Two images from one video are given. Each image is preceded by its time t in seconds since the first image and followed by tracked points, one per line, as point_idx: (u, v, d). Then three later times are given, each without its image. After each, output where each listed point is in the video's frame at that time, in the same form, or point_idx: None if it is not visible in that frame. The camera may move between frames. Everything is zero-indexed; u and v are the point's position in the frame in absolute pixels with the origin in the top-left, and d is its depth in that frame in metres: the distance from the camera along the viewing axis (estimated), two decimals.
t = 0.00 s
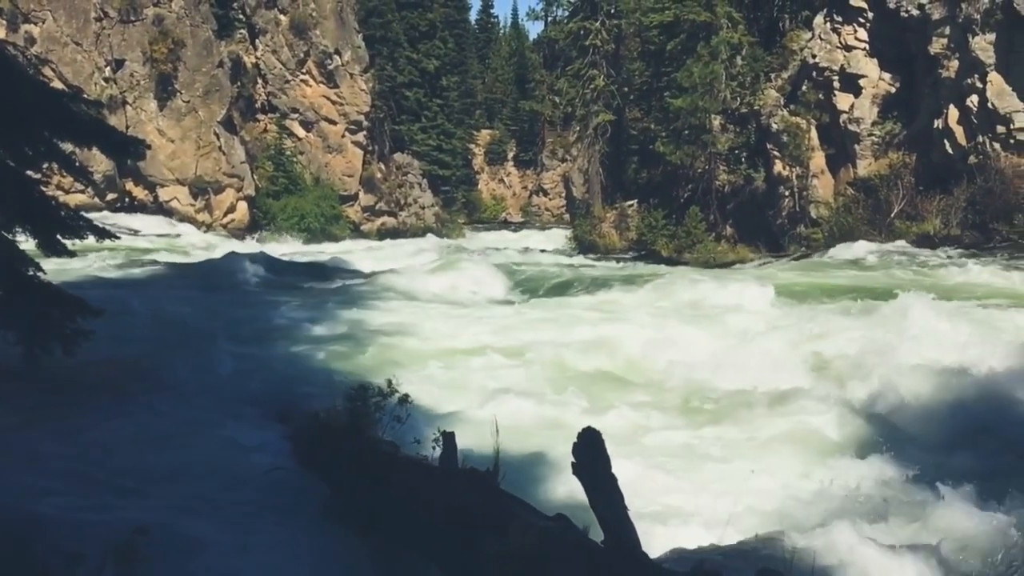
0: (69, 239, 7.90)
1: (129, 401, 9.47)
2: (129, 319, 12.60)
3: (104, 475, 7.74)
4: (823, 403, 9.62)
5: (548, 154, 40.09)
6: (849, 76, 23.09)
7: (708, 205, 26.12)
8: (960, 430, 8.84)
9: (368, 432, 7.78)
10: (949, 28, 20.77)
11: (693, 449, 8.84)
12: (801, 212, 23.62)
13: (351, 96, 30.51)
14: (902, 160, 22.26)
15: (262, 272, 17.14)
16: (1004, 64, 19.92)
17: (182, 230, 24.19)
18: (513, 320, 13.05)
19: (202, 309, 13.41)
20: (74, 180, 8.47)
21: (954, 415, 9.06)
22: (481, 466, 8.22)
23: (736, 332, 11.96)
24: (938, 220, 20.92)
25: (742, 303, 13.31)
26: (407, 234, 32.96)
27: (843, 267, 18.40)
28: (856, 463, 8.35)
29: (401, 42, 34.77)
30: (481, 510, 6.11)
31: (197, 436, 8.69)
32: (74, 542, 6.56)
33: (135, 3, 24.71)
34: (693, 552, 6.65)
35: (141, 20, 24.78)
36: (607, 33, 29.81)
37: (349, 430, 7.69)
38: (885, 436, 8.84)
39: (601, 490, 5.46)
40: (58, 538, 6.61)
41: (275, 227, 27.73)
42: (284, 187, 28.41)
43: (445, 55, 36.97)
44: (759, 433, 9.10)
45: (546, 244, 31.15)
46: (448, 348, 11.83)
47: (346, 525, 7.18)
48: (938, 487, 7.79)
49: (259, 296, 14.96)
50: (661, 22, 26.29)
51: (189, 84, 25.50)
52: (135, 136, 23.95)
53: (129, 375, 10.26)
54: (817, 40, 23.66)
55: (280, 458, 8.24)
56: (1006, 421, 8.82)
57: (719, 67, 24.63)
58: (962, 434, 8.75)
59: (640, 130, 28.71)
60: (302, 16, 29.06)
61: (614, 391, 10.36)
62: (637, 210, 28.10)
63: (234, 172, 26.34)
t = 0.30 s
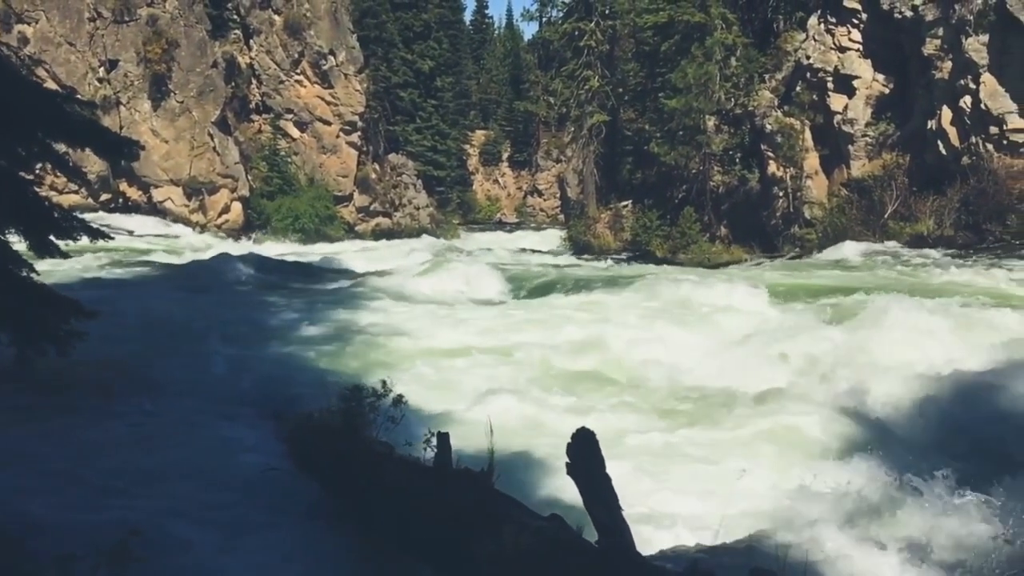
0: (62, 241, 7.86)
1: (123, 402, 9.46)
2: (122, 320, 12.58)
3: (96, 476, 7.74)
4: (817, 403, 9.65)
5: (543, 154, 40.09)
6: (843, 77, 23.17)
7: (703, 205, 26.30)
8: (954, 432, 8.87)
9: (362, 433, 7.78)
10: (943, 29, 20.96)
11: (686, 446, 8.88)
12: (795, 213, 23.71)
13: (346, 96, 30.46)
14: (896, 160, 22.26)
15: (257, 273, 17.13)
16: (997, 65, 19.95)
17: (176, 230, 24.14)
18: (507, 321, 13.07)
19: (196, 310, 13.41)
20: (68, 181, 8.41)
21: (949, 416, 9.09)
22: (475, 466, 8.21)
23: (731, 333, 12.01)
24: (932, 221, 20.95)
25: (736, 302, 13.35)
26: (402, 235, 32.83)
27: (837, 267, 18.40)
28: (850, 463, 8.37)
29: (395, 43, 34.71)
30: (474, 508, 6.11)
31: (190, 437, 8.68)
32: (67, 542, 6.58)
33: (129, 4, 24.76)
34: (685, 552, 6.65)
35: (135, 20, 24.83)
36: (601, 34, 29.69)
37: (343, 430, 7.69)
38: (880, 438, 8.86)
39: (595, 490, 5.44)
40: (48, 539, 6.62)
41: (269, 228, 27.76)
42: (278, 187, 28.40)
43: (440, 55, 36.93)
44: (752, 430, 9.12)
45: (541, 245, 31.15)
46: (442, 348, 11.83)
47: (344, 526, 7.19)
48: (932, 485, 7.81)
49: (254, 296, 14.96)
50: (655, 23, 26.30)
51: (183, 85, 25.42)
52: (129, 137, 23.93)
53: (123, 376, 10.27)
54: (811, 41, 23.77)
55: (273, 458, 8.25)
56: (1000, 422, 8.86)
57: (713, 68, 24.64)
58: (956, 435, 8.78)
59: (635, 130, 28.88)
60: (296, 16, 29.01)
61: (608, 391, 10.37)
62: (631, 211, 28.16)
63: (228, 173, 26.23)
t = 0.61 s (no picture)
0: (54, 241, 7.85)
1: (117, 403, 9.43)
2: (117, 321, 12.55)
3: (90, 476, 7.72)
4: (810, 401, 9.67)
5: (537, 155, 40.09)
6: (836, 78, 23.19)
7: (696, 206, 26.33)
8: (948, 428, 8.88)
9: (356, 434, 7.74)
10: (935, 30, 21.03)
11: (681, 445, 8.89)
12: (789, 213, 23.69)
13: (340, 97, 30.38)
14: (888, 161, 22.42)
15: (251, 274, 17.07)
16: (989, 67, 20.00)
17: (169, 231, 24.07)
18: (501, 322, 13.05)
19: (190, 311, 13.38)
20: (61, 181, 8.40)
21: (943, 414, 9.09)
22: (468, 468, 8.19)
23: (723, 334, 12.02)
24: (925, 221, 21.02)
25: (730, 301, 13.35)
26: (396, 236, 32.74)
27: (832, 266, 18.34)
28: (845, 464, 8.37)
29: (390, 43, 34.90)
30: (470, 508, 6.11)
31: (185, 438, 8.65)
32: (63, 542, 6.60)
33: (123, 4, 24.65)
34: (678, 552, 6.66)
35: (128, 21, 24.74)
36: (595, 35, 29.64)
37: (338, 432, 7.68)
38: (875, 437, 8.87)
39: (589, 490, 5.43)
40: (40, 540, 6.59)
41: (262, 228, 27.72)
42: (272, 188, 28.41)
43: (434, 56, 36.88)
44: (746, 428, 9.16)
45: (535, 246, 31.15)
46: (436, 349, 11.81)
47: (340, 525, 7.15)
48: (926, 483, 7.83)
49: (247, 297, 14.93)
50: (649, 24, 26.34)
51: (176, 85, 25.38)
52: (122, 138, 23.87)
53: (117, 376, 10.26)
54: (804, 42, 23.82)
55: (268, 459, 8.23)
56: (994, 418, 8.87)
57: (707, 68, 24.78)
58: (951, 432, 8.79)
59: (629, 131, 28.78)
60: (290, 17, 28.94)
61: (604, 392, 10.34)
62: (626, 211, 28.19)
63: (222, 173, 26.30)
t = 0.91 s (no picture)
0: (45, 242, 7.82)
1: (107, 405, 9.41)
2: (109, 323, 12.50)
3: (79, 479, 7.70)
4: (804, 404, 9.70)
5: (531, 156, 40.18)
6: (829, 79, 23.25)
7: (690, 208, 26.35)
8: (944, 425, 8.88)
9: (349, 437, 7.74)
10: (927, 32, 21.11)
11: (673, 446, 8.92)
12: (782, 215, 23.73)
13: (333, 98, 30.29)
14: (881, 162, 22.41)
15: (244, 276, 17.03)
16: (981, 68, 20.15)
17: (162, 233, 23.99)
18: (495, 324, 13.03)
19: (182, 313, 13.35)
20: (54, 181, 8.38)
21: (934, 412, 9.14)
22: (462, 469, 8.20)
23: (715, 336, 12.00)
24: (917, 223, 21.11)
25: (722, 300, 13.36)
26: (389, 237, 32.72)
27: (825, 267, 18.37)
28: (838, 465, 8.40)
29: (382, 44, 34.95)
30: (461, 510, 6.10)
31: (176, 441, 8.62)
32: (53, 543, 6.58)
33: (115, 5, 24.64)
34: (669, 553, 6.67)
35: (120, 21, 24.70)
36: (590, 36, 29.33)
37: (330, 436, 7.66)
38: (869, 437, 8.89)
39: (583, 491, 5.43)
40: (28, 543, 6.57)
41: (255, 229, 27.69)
42: (265, 189, 28.39)
43: (428, 57, 36.81)
44: (740, 429, 9.17)
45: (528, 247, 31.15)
46: (429, 350, 11.80)
47: (333, 527, 7.13)
48: (917, 485, 7.86)
49: (240, 299, 14.89)
50: (642, 26, 26.38)
51: (168, 86, 25.35)
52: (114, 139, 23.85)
53: (109, 378, 10.24)
54: (797, 44, 23.80)
55: (259, 461, 8.21)
56: (986, 415, 8.90)
57: (700, 70, 24.90)
58: (945, 429, 8.81)
59: (622, 133, 28.83)
60: (283, 18, 28.89)
61: (596, 394, 10.34)
62: (620, 212, 28.21)
63: (215, 174, 26.13)
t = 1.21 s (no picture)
0: (36, 244, 7.81)
1: (97, 407, 9.38)
2: (101, 325, 12.47)
3: (68, 481, 7.66)
4: (795, 406, 9.73)
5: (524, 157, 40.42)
6: (820, 82, 23.34)
7: (682, 210, 26.41)
8: (935, 425, 8.92)
9: (342, 439, 7.73)
10: (919, 34, 21.24)
11: (665, 447, 8.93)
12: (773, 216, 23.83)
13: (326, 99, 30.20)
14: (872, 164, 22.48)
15: (235, 277, 16.97)
16: (971, 71, 20.29)
17: (154, 234, 23.88)
18: (487, 325, 13.02)
19: (173, 314, 13.29)
20: (45, 183, 8.37)
21: (924, 413, 9.17)
22: (455, 470, 8.20)
23: (706, 338, 12.03)
24: (908, 224, 21.14)
25: (713, 302, 13.36)
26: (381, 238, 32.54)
27: (817, 268, 18.44)
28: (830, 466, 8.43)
29: (375, 45, 35.01)
30: (454, 511, 6.11)
31: (166, 443, 8.60)
32: (46, 546, 6.57)
33: (106, 6, 24.45)
34: (659, 555, 6.66)
35: (112, 23, 24.57)
36: (582, 38, 29.44)
37: (323, 438, 7.66)
38: (860, 438, 8.92)
39: (576, 493, 5.44)
40: (18, 545, 6.55)
41: (246, 230, 27.59)
42: (257, 191, 28.36)
43: (420, 59, 36.81)
44: (733, 432, 9.17)
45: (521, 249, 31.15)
46: (421, 352, 11.79)
47: (324, 527, 7.11)
48: (907, 490, 7.90)
49: (232, 300, 14.84)
50: (634, 28, 26.44)
51: (160, 88, 25.32)
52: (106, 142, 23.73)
53: (100, 380, 10.20)
54: (789, 46, 23.95)
55: (252, 463, 8.18)
56: (977, 416, 8.94)
57: (692, 72, 25.04)
58: (935, 431, 8.85)
59: (615, 135, 28.86)
60: (275, 19, 28.88)
61: (588, 396, 10.33)
62: (612, 214, 28.21)
63: (206, 176, 26.15)
